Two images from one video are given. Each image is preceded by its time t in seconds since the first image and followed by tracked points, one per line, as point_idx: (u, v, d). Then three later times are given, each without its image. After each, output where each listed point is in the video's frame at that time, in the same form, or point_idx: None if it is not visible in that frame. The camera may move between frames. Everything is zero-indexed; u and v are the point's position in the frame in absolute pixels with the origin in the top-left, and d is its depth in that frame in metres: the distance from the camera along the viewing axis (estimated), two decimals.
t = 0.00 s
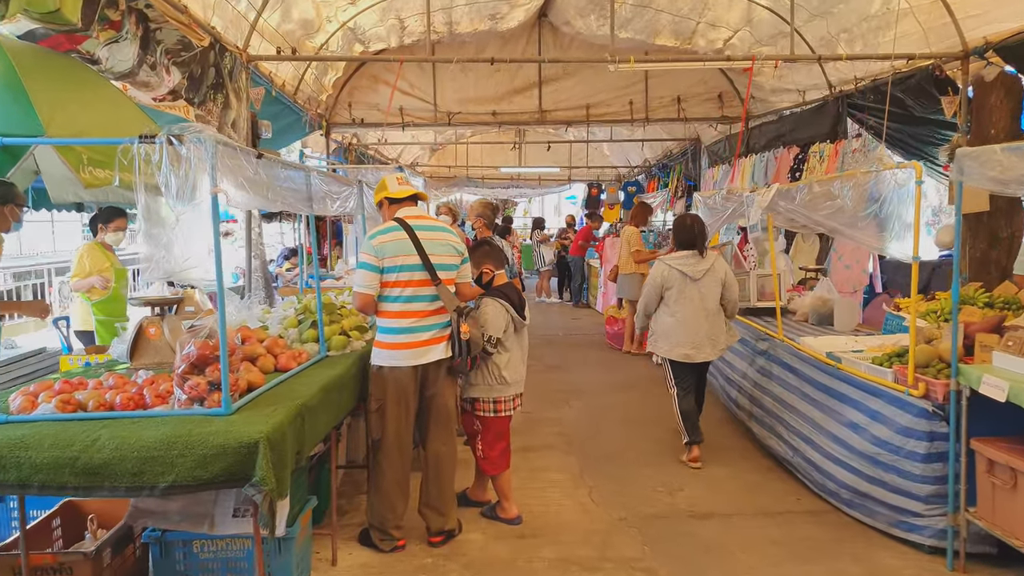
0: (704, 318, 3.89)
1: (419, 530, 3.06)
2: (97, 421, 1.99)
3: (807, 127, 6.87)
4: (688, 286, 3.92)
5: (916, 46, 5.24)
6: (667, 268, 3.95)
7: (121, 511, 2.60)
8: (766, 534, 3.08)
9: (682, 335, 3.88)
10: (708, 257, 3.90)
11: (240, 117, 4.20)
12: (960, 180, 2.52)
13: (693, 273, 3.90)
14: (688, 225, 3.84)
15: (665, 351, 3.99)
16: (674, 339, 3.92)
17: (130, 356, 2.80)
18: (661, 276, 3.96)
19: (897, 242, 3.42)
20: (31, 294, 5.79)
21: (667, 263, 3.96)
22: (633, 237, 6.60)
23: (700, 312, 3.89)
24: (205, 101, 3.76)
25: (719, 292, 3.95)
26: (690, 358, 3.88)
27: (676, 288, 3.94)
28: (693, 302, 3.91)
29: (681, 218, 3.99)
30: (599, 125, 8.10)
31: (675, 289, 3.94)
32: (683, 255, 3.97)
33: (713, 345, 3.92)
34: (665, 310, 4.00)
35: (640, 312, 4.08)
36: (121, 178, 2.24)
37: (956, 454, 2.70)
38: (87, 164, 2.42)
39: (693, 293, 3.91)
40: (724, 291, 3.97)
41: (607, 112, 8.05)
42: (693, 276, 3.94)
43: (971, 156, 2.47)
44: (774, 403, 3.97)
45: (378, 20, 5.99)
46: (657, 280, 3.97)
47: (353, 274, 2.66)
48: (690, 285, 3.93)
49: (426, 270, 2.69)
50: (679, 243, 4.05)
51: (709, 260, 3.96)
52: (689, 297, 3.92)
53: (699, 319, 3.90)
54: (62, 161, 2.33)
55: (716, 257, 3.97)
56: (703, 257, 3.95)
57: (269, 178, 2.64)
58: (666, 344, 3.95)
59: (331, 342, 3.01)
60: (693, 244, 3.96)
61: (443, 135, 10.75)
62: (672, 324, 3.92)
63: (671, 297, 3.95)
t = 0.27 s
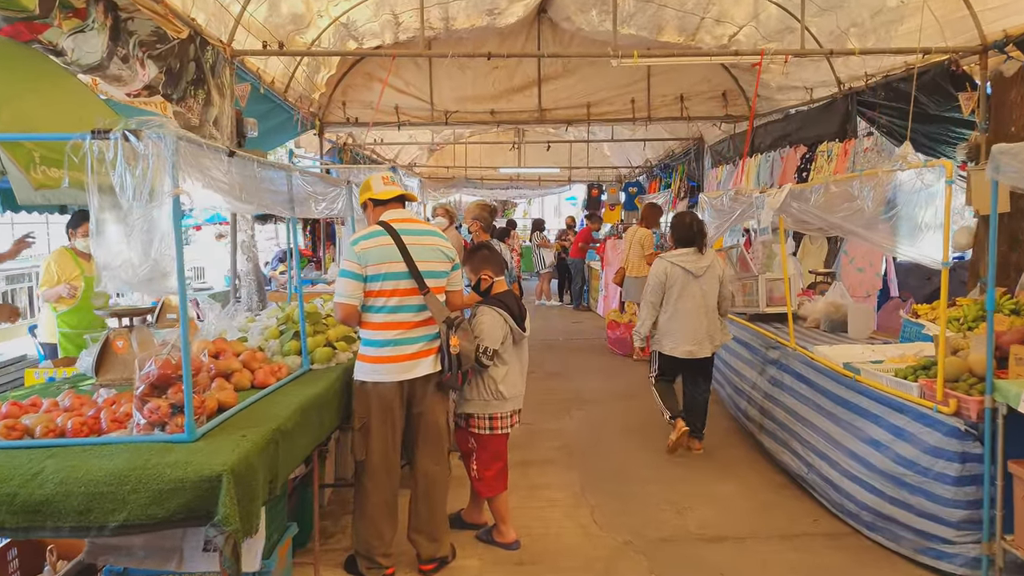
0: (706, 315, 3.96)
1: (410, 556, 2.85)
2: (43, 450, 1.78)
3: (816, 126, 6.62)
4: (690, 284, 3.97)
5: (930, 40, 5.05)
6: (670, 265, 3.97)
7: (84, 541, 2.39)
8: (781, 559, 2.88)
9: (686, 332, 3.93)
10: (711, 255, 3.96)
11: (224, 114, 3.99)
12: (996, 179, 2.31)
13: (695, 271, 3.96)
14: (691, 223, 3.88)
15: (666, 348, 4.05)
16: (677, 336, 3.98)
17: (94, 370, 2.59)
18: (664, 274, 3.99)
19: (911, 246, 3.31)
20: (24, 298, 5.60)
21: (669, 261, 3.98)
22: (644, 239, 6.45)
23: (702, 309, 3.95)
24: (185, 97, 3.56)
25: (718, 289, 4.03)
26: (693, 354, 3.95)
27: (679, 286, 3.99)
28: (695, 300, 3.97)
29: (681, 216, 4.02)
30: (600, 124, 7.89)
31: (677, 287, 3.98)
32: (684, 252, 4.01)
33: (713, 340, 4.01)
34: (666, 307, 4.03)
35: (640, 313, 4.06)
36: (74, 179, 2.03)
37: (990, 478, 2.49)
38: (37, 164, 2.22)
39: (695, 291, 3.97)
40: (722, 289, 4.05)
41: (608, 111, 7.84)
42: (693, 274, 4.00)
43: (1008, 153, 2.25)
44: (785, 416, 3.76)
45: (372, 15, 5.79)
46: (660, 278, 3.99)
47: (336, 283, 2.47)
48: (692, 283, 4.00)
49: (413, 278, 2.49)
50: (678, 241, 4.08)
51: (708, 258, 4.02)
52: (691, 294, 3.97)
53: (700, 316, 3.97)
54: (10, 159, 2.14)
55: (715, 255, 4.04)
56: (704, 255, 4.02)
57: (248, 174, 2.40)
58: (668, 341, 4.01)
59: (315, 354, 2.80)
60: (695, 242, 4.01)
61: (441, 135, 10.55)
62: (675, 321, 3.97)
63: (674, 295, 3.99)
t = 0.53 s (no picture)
0: (695, 319, 3.94)
1: None
2: None
3: (821, 124, 6.45)
4: (679, 288, 3.93)
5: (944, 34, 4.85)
6: (660, 271, 3.90)
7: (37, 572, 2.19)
8: None
9: (678, 337, 3.90)
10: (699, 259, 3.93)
11: (205, 110, 3.79)
12: None
13: (684, 275, 3.92)
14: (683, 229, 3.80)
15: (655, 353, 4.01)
16: (667, 341, 3.94)
17: (52, 385, 2.37)
18: (653, 279, 3.91)
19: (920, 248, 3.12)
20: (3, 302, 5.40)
21: (658, 266, 3.90)
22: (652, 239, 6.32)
23: (691, 313, 3.94)
24: (161, 91, 3.36)
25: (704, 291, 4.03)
26: (684, 359, 3.93)
27: (667, 291, 3.93)
28: (684, 304, 3.95)
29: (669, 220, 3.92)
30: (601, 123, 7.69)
31: (666, 292, 3.92)
32: (671, 256, 3.95)
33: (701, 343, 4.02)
34: (655, 312, 3.97)
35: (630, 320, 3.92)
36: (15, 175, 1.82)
37: None
38: None
39: (684, 295, 3.94)
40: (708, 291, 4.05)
41: (609, 109, 7.64)
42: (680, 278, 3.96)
43: None
44: (796, 428, 3.56)
45: (365, 9, 5.60)
46: (651, 284, 3.89)
47: (311, 291, 2.30)
48: (680, 287, 3.95)
49: (396, 284, 2.31)
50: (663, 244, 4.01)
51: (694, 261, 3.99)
52: (680, 299, 3.94)
53: (688, 321, 3.96)
54: None
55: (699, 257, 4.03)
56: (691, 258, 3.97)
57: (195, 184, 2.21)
58: (657, 347, 3.97)
59: (294, 366, 2.60)
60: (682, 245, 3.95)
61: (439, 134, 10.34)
62: (665, 326, 3.93)
63: (664, 300, 3.93)
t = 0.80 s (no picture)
0: (678, 312, 4.07)
1: None
2: None
3: (830, 120, 6.19)
4: (663, 282, 4.08)
5: (963, 25, 4.65)
6: (642, 264, 4.08)
7: None
8: None
9: (659, 329, 4.04)
10: (681, 253, 4.07)
11: (187, 102, 3.59)
12: None
13: (666, 269, 4.07)
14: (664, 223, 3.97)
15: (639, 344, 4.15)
16: (650, 333, 4.07)
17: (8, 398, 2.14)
18: (635, 272, 4.09)
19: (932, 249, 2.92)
20: None
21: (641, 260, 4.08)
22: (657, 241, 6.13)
23: (674, 307, 4.07)
24: (139, 81, 3.15)
25: (689, 285, 4.16)
26: (666, 350, 4.06)
27: (650, 284, 4.09)
28: (668, 297, 4.09)
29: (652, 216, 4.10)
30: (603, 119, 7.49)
31: (649, 285, 4.09)
32: (654, 251, 4.11)
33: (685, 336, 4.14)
34: (637, 305, 4.13)
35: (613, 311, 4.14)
36: None
37: None
38: None
39: (667, 288, 4.09)
40: (694, 285, 4.17)
41: (611, 105, 7.53)
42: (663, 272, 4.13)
43: None
44: (814, 439, 3.36)
45: (360, 1, 5.40)
46: (633, 277, 4.07)
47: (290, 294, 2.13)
48: (663, 280, 4.10)
49: (384, 288, 2.13)
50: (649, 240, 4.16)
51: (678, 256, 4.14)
52: (663, 292, 4.08)
53: (671, 313, 4.09)
54: None
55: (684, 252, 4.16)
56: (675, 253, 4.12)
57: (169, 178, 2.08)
58: (640, 338, 4.10)
59: (276, 376, 2.41)
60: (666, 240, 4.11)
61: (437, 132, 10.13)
62: (646, 319, 4.06)
63: (646, 292, 4.09)
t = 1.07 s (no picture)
0: (664, 319, 3.99)
1: None
2: None
3: (834, 120, 6.00)
4: (651, 288, 4.00)
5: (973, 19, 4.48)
6: (631, 270, 4.01)
7: None
8: None
9: (642, 335, 3.96)
10: (671, 261, 3.98)
11: (164, 99, 3.41)
12: None
13: (655, 276, 3.99)
14: (652, 229, 3.90)
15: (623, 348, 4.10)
16: (634, 339, 4.02)
17: None
18: (625, 277, 4.03)
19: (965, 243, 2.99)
20: None
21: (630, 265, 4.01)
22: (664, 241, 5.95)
23: (660, 314, 3.99)
24: (110, 77, 2.98)
25: (679, 293, 4.07)
26: (648, 357, 3.98)
27: (638, 290, 4.02)
28: (655, 304, 4.00)
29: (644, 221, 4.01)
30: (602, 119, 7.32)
31: (636, 290, 4.02)
32: (645, 256, 4.04)
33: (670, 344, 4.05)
34: (625, 309, 4.09)
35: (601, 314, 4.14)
36: None
37: None
38: None
39: (654, 295, 4.00)
40: (684, 293, 4.07)
41: (610, 105, 7.38)
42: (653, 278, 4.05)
43: None
44: (824, 454, 3.18)
45: None
46: (621, 282, 4.01)
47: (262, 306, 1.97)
48: (652, 287, 4.02)
49: (362, 299, 1.97)
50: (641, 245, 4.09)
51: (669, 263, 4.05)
52: (651, 299, 4.00)
53: (657, 320, 4.00)
54: None
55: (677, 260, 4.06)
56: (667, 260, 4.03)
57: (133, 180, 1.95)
58: (624, 343, 4.06)
59: (250, 394, 2.23)
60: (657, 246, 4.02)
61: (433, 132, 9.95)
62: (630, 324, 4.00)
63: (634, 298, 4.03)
